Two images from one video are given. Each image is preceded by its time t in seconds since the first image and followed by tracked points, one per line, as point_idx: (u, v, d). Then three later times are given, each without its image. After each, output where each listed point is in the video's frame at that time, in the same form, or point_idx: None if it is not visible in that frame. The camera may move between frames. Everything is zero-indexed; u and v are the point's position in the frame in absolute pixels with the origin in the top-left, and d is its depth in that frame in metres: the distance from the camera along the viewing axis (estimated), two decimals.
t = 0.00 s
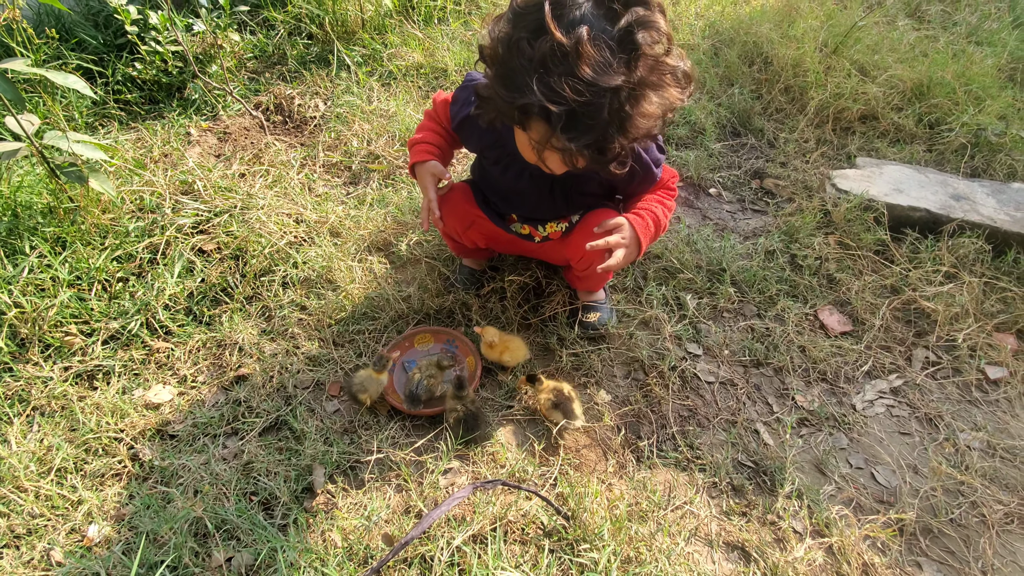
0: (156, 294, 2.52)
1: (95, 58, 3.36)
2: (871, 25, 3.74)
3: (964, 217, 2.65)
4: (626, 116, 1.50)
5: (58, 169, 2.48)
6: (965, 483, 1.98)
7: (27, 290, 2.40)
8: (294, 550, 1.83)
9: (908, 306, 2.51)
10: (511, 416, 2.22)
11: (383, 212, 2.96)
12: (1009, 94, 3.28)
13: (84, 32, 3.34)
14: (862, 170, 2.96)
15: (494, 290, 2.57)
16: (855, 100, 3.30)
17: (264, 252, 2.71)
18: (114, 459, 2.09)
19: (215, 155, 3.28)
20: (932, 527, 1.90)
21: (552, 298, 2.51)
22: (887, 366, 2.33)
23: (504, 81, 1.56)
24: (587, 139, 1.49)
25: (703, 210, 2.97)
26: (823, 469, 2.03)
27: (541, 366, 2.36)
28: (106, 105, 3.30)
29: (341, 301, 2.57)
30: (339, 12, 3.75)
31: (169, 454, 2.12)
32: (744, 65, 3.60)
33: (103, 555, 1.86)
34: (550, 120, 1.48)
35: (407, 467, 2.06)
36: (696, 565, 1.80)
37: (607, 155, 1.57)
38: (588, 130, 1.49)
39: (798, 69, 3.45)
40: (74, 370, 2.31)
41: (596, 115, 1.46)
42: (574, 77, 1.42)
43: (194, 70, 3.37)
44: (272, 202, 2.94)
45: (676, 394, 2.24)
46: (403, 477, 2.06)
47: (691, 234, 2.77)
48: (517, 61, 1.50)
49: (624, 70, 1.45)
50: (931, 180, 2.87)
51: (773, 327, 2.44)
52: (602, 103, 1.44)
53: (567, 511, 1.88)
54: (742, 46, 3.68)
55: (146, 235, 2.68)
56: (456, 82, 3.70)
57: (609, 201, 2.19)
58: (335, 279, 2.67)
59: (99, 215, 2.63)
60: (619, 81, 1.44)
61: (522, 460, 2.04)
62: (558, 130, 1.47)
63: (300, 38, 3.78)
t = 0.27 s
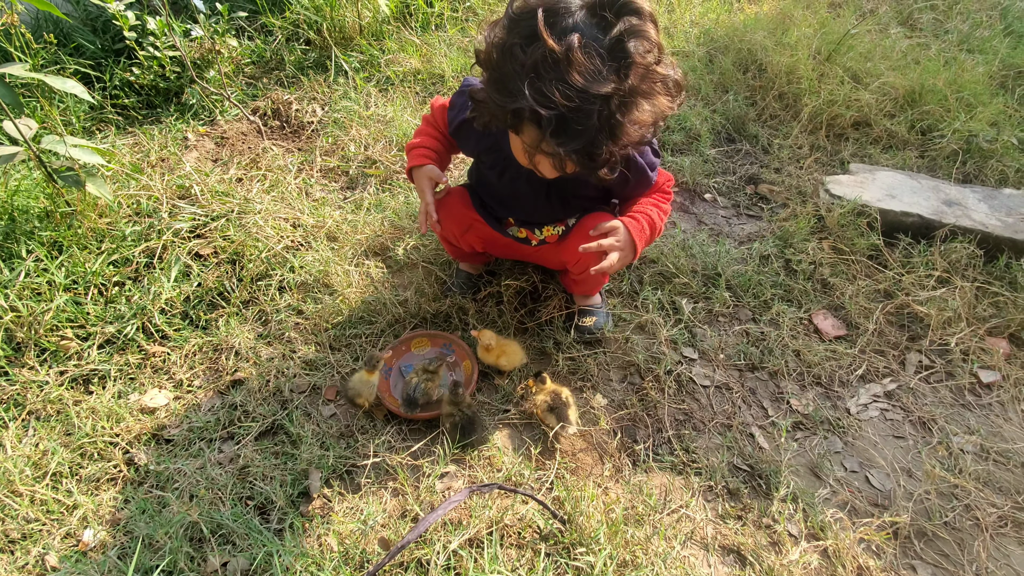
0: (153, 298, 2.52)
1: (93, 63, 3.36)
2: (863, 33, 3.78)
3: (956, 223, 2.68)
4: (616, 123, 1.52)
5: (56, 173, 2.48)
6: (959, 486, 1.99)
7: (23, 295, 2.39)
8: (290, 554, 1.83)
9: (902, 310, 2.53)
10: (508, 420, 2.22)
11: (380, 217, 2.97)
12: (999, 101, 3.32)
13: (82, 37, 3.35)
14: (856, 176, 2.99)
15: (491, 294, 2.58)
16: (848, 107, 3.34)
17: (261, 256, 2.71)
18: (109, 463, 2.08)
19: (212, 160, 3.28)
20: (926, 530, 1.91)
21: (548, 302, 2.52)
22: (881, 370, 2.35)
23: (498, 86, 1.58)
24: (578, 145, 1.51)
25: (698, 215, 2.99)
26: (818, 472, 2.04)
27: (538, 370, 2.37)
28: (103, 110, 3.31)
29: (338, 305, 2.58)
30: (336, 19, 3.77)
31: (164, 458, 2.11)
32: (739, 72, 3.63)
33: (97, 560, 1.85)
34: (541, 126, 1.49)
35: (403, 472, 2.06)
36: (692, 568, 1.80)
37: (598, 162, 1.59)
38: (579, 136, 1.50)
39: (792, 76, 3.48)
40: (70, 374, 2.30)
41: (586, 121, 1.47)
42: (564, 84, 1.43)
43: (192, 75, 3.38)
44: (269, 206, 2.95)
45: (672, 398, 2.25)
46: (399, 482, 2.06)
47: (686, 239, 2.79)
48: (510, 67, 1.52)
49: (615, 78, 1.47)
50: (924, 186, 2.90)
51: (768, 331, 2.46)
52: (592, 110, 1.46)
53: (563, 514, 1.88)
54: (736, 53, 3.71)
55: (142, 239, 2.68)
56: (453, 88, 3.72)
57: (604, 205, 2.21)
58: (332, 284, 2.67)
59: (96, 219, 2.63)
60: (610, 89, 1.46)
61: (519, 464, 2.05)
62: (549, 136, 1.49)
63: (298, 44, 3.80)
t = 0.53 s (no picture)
0: (147, 302, 2.50)
1: (89, 66, 3.35)
2: (858, 39, 3.80)
3: (951, 228, 2.69)
4: (612, 127, 1.51)
5: (50, 176, 2.46)
6: (955, 492, 1.99)
7: (16, 298, 2.38)
8: (284, 562, 1.81)
9: (897, 316, 2.54)
10: (504, 425, 2.21)
11: (377, 220, 2.96)
12: (993, 109, 3.34)
13: (78, 39, 3.34)
14: (851, 182, 3.00)
15: (487, 299, 2.57)
16: (843, 113, 3.35)
17: (256, 260, 2.70)
18: (101, 469, 2.06)
19: (208, 163, 3.27)
20: (923, 536, 1.91)
21: (545, 307, 2.52)
22: (877, 376, 2.35)
23: (494, 90, 1.57)
24: (573, 151, 1.51)
25: (694, 220, 2.99)
26: (814, 478, 2.04)
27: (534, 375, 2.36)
28: (99, 113, 3.29)
29: (334, 309, 2.56)
30: (334, 22, 3.77)
31: (157, 464, 2.09)
32: (735, 78, 3.65)
33: (88, 567, 1.83)
34: (536, 131, 1.49)
35: (399, 477, 2.05)
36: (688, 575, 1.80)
37: (594, 167, 1.59)
38: (574, 142, 1.50)
39: (787, 82, 3.50)
40: (62, 379, 2.28)
41: (581, 127, 1.47)
42: (559, 89, 1.43)
43: (188, 78, 3.36)
44: (265, 210, 2.94)
45: (669, 403, 2.25)
46: (395, 488, 2.04)
47: (683, 244, 2.79)
48: (505, 73, 1.52)
49: (610, 84, 1.47)
50: (918, 192, 2.91)
51: (764, 336, 2.46)
52: (588, 115, 1.46)
53: (560, 521, 1.87)
54: (733, 59, 3.73)
55: (137, 242, 2.67)
56: (450, 92, 3.72)
57: (602, 210, 2.20)
58: (328, 288, 2.66)
59: (90, 223, 2.61)
60: (605, 95, 1.46)
61: (515, 470, 2.04)
62: (544, 142, 1.48)
63: (295, 47, 3.79)
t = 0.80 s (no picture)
0: (137, 301, 2.46)
1: (83, 64, 3.31)
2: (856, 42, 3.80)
3: (950, 230, 2.68)
4: (611, 121, 1.49)
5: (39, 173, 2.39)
6: (957, 496, 1.97)
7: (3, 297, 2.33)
8: (273, 567, 1.76)
9: (897, 318, 2.52)
10: (500, 427, 2.18)
11: (372, 220, 2.92)
12: (990, 111, 3.34)
13: (72, 37, 3.30)
14: (850, 183, 2.99)
15: (484, 299, 2.53)
16: (842, 115, 3.34)
17: (249, 259, 2.65)
18: (87, 472, 2.01)
19: (202, 162, 3.23)
20: (925, 541, 1.88)
21: (542, 308, 2.49)
22: (878, 378, 2.33)
23: (490, 85, 1.54)
24: (572, 146, 1.48)
25: (693, 221, 2.97)
26: (815, 481, 2.01)
27: (531, 377, 2.33)
28: (92, 111, 3.25)
29: (328, 309, 2.52)
30: (331, 22, 3.73)
31: (144, 467, 2.04)
32: (733, 80, 3.63)
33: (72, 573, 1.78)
34: (534, 126, 1.46)
35: (392, 481, 2.01)
36: None
37: (594, 162, 1.56)
38: (573, 136, 1.47)
39: (786, 84, 3.49)
40: (49, 379, 2.23)
41: (581, 121, 1.44)
42: (558, 83, 1.40)
43: (183, 76, 3.32)
44: (259, 209, 2.90)
45: (668, 405, 2.22)
46: (388, 491, 2.00)
47: (681, 245, 2.76)
48: (502, 67, 1.49)
49: (609, 76, 1.44)
50: (917, 194, 2.90)
51: (764, 338, 2.43)
52: (587, 109, 1.43)
53: (556, 525, 1.83)
54: (731, 60, 3.72)
55: (128, 241, 2.62)
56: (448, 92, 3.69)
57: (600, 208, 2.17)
58: (322, 287, 2.62)
59: (80, 221, 2.57)
60: (604, 87, 1.43)
61: (511, 473, 2.00)
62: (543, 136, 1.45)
63: (291, 46, 3.76)
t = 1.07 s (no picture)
0: (134, 300, 2.44)
1: (83, 63, 3.30)
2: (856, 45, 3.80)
3: (949, 232, 2.68)
4: (619, 115, 1.49)
5: (36, 171, 2.36)
6: (957, 497, 1.96)
7: None
8: (270, 568, 1.75)
9: (897, 319, 2.52)
10: (499, 428, 2.17)
11: (372, 220, 2.91)
12: (989, 114, 3.34)
13: (71, 36, 3.29)
14: (850, 185, 2.98)
15: (483, 299, 2.53)
16: (841, 117, 3.34)
17: (248, 258, 2.64)
18: (82, 472, 2.00)
19: (201, 161, 3.22)
20: (926, 542, 1.87)
21: (542, 308, 2.48)
22: (878, 379, 2.32)
23: (496, 80, 1.54)
24: (579, 141, 1.47)
25: (693, 222, 2.97)
26: (815, 483, 2.00)
27: (530, 377, 2.32)
28: (91, 110, 3.24)
29: (327, 309, 2.52)
30: (332, 22, 3.73)
31: (141, 466, 2.03)
32: (733, 82, 3.64)
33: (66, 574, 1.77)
34: (541, 120, 1.45)
35: (391, 481, 2.00)
36: None
37: (601, 158, 1.55)
38: (581, 131, 1.46)
39: (786, 86, 3.50)
40: (45, 378, 2.22)
41: (589, 115, 1.44)
42: (567, 77, 1.40)
43: (183, 76, 3.32)
44: (258, 208, 2.89)
45: (668, 406, 2.21)
46: (386, 491, 1.99)
47: (681, 246, 2.76)
48: (509, 62, 1.49)
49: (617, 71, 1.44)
50: (917, 195, 2.90)
51: (764, 339, 2.42)
52: (595, 103, 1.43)
53: (556, 526, 1.82)
54: (731, 62, 3.72)
55: (126, 240, 2.61)
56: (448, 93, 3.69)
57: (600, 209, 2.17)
58: (321, 287, 2.61)
59: (78, 219, 2.56)
60: (613, 81, 1.43)
61: (510, 473, 1.99)
62: (550, 131, 1.45)
63: (292, 47, 3.76)
